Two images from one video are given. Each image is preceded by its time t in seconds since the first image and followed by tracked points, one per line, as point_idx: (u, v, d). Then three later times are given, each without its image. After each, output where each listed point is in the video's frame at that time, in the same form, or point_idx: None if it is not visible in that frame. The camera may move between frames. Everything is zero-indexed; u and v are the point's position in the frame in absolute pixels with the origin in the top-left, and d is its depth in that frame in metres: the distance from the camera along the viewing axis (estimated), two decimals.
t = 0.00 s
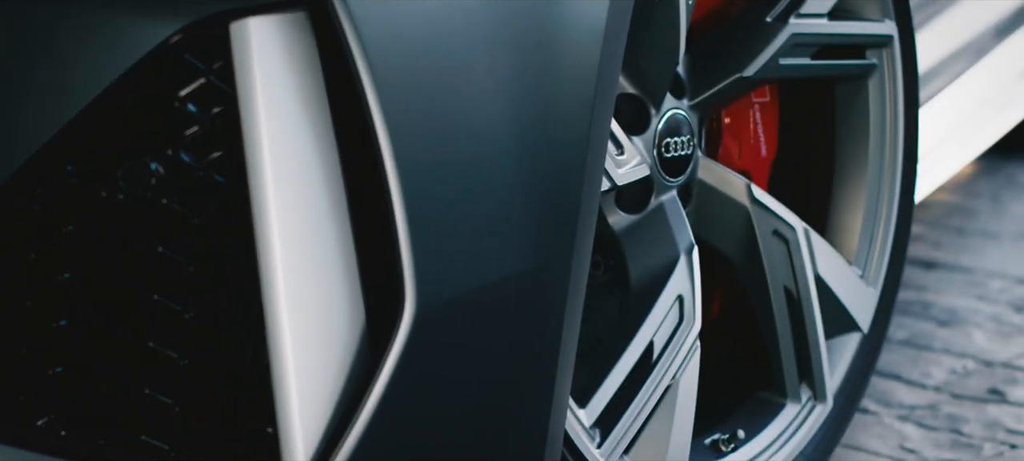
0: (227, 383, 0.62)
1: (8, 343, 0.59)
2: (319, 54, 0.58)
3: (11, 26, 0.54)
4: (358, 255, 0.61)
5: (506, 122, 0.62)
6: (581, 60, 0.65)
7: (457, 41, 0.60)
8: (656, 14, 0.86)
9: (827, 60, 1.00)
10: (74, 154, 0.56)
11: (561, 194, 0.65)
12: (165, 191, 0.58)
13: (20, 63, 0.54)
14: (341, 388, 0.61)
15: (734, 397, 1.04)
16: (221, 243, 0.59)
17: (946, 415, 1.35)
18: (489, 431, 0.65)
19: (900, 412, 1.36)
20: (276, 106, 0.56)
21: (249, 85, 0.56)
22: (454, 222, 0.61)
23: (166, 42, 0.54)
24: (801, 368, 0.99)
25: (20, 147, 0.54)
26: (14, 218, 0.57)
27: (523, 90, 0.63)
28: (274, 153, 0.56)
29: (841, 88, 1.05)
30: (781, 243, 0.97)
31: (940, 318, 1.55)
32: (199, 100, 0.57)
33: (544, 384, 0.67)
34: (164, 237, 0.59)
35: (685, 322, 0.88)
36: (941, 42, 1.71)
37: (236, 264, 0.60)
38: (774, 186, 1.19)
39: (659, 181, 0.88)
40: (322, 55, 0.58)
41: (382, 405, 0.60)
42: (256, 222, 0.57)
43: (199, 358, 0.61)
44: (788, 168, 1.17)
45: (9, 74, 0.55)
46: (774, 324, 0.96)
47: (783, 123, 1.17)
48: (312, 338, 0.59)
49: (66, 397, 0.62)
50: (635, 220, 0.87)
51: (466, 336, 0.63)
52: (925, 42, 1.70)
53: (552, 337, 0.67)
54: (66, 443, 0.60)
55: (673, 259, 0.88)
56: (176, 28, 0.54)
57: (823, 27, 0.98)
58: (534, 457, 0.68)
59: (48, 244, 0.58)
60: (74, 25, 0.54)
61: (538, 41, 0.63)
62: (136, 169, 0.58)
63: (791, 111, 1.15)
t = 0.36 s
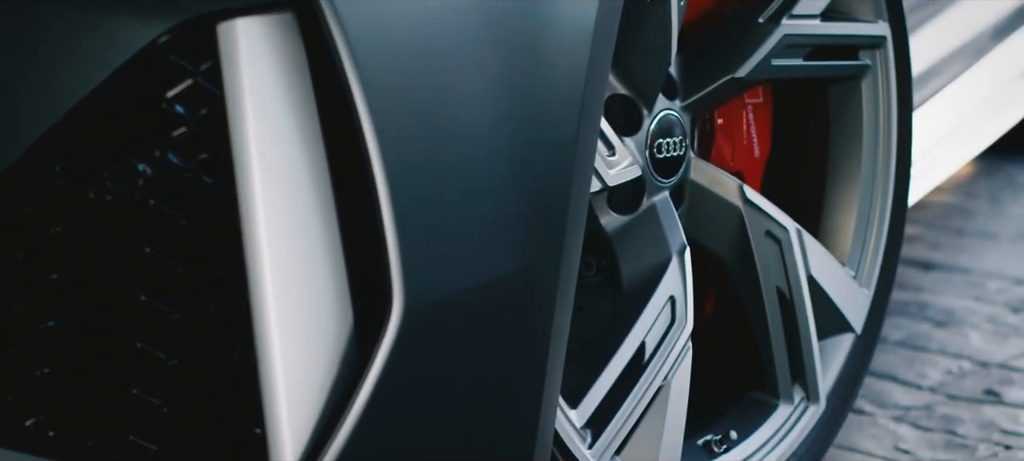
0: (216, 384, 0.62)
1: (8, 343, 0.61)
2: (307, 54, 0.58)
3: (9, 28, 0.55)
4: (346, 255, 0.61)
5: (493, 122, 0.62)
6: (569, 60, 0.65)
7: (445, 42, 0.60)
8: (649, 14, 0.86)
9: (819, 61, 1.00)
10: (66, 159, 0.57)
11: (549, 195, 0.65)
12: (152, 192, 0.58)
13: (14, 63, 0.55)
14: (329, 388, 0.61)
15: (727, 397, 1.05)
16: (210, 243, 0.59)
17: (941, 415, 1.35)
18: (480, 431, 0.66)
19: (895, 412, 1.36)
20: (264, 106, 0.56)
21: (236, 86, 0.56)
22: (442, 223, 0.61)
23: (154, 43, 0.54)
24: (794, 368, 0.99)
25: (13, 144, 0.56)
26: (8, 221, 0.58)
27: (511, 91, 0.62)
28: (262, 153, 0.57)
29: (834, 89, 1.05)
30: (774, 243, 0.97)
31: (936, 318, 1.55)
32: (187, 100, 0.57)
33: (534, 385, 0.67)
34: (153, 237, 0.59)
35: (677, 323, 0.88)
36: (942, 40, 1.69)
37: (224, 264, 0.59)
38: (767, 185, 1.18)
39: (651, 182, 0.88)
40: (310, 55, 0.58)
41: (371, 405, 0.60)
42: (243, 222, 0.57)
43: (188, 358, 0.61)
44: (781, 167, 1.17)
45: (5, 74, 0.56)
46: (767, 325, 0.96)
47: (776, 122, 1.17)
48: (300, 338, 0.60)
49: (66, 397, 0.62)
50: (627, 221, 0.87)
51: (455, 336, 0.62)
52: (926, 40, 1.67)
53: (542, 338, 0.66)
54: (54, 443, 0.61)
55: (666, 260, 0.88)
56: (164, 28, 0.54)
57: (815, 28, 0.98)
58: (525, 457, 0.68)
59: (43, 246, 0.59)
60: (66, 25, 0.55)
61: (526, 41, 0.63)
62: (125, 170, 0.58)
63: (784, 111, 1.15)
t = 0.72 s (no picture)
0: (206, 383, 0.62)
1: (7, 343, 0.60)
2: (297, 55, 0.58)
3: None
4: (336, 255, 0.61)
5: (484, 122, 0.62)
6: (561, 61, 0.64)
7: (436, 42, 0.60)
8: (643, 14, 0.85)
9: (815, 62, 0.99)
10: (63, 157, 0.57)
11: (541, 195, 0.64)
12: (142, 192, 0.59)
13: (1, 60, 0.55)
14: (319, 387, 0.61)
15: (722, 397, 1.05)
16: (200, 244, 0.60)
17: (939, 416, 1.35)
18: (472, 431, 0.66)
19: (893, 413, 1.36)
20: (254, 107, 0.56)
21: (227, 86, 0.56)
22: (433, 224, 0.61)
23: (145, 43, 0.55)
24: (789, 368, 0.99)
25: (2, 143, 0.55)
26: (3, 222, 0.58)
27: (503, 91, 0.62)
28: (252, 154, 0.57)
29: (830, 89, 1.06)
30: (769, 244, 0.97)
31: (935, 319, 1.55)
32: (177, 100, 0.57)
33: (526, 386, 0.67)
34: (144, 237, 0.59)
35: (671, 325, 0.87)
36: (941, 40, 1.70)
37: (215, 264, 0.60)
38: (763, 186, 1.18)
39: (647, 184, 0.88)
40: (300, 55, 0.58)
41: (361, 405, 0.60)
42: (234, 223, 0.57)
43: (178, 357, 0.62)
44: (778, 168, 1.17)
45: None
46: (762, 326, 0.97)
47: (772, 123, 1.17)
48: (291, 337, 0.60)
49: (66, 397, 0.62)
50: (622, 222, 0.88)
51: (446, 336, 0.62)
52: (925, 41, 1.69)
53: (533, 338, 0.66)
54: (45, 443, 0.60)
55: (660, 261, 0.88)
56: (156, 27, 0.55)
57: (811, 28, 0.97)
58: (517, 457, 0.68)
59: (36, 248, 0.59)
60: (66, 25, 0.54)
61: (518, 42, 0.63)
62: (114, 170, 0.58)
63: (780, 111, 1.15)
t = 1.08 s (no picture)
0: (197, 383, 0.62)
1: (7, 343, 0.61)
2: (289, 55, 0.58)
3: None
4: (327, 255, 0.61)
5: (477, 123, 0.62)
6: (553, 61, 0.64)
7: (428, 42, 0.60)
8: (638, 14, 0.85)
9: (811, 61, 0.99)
10: (58, 157, 0.57)
11: (534, 195, 0.64)
12: (133, 192, 0.59)
13: None
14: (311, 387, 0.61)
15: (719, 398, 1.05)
16: (191, 244, 0.60)
17: (937, 416, 1.35)
18: (466, 431, 0.66)
19: (891, 413, 1.36)
20: (245, 107, 0.56)
21: (218, 86, 0.56)
22: (425, 225, 0.61)
23: (138, 41, 0.55)
24: (785, 369, 0.99)
25: None
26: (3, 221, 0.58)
27: (495, 91, 0.62)
28: (243, 154, 0.57)
29: (827, 89, 1.06)
30: (765, 244, 0.97)
31: (933, 319, 1.55)
32: (169, 100, 0.57)
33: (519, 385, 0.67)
34: (137, 237, 0.60)
35: (667, 325, 0.88)
36: (939, 41, 1.69)
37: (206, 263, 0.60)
38: (761, 186, 1.19)
39: (642, 184, 0.88)
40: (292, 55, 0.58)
41: (353, 405, 0.60)
42: (225, 223, 0.57)
43: (170, 358, 0.62)
44: (774, 168, 1.17)
45: None
46: (758, 326, 0.96)
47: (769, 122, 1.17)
48: (283, 337, 0.60)
49: (67, 397, 0.63)
50: (618, 222, 0.87)
51: (439, 336, 0.62)
52: (924, 41, 1.68)
53: (526, 338, 0.66)
54: (38, 443, 0.61)
55: (655, 261, 0.88)
56: (149, 26, 0.55)
57: (807, 29, 0.97)
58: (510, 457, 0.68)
59: (37, 248, 0.59)
60: (66, 25, 0.54)
61: (510, 42, 0.62)
62: (106, 169, 0.58)
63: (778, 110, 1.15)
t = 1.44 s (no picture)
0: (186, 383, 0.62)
1: (6, 344, 0.61)
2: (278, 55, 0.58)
3: None
4: (316, 255, 0.61)
5: (466, 123, 0.62)
6: (543, 61, 0.64)
7: (418, 42, 0.60)
8: (632, 14, 0.83)
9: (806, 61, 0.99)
10: (51, 156, 0.58)
11: (524, 196, 0.64)
12: (123, 191, 0.59)
13: None
14: (300, 387, 0.62)
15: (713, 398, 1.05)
16: (181, 243, 0.60)
17: (933, 416, 1.35)
18: (456, 431, 0.66)
19: (886, 414, 1.36)
20: (235, 107, 0.56)
21: (207, 87, 0.56)
22: (415, 225, 0.61)
23: (127, 41, 0.55)
24: (779, 369, 0.99)
25: None
26: (4, 222, 0.59)
27: (485, 91, 0.62)
28: (232, 154, 0.57)
29: (822, 89, 1.06)
30: (759, 244, 0.97)
31: (931, 319, 1.55)
32: (159, 100, 0.58)
33: (510, 385, 0.67)
34: (125, 237, 0.60)
35: (660, 324, 0.87)
36: (939, 41, 1.68)
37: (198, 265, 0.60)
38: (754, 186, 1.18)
39: (635, 184, 0.87)
40: (281, 56, 0.58)
41: (342, 405, 0.60)
42: (214, 223, 0.57)
43: (160, 357, 0.62)
44: (770, 168, 1.17)
45: None
46: (751, 326, 0.97)
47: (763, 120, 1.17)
48: (271, 338, 0.60)
49: (66, 397, 0.63)
50: (611, 222, 0.88)
51: (429, 336, 0.63)
52: (924, 42, 1.67)
53: (516, 338, 0.66)
54: (27, 443, 0.62)
55: (648, 260, 0.88)
56: (138, 26, 0.55)
57: (801, 29, 0.97)
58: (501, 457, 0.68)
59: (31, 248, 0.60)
60: (58, 26, 0.55)
61: (499, 41, 0.62)
62: (96, 169, 0.58)
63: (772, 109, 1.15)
